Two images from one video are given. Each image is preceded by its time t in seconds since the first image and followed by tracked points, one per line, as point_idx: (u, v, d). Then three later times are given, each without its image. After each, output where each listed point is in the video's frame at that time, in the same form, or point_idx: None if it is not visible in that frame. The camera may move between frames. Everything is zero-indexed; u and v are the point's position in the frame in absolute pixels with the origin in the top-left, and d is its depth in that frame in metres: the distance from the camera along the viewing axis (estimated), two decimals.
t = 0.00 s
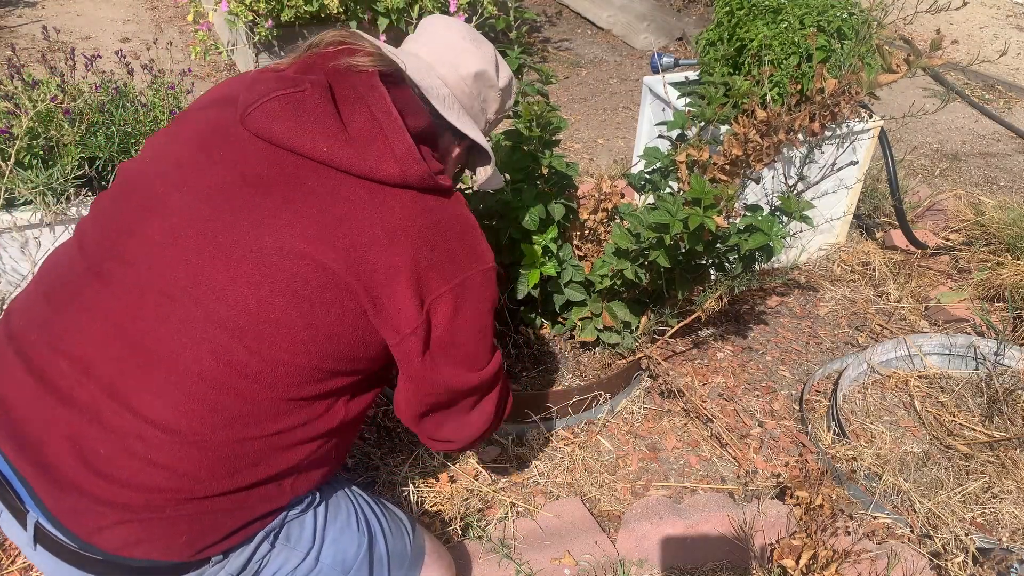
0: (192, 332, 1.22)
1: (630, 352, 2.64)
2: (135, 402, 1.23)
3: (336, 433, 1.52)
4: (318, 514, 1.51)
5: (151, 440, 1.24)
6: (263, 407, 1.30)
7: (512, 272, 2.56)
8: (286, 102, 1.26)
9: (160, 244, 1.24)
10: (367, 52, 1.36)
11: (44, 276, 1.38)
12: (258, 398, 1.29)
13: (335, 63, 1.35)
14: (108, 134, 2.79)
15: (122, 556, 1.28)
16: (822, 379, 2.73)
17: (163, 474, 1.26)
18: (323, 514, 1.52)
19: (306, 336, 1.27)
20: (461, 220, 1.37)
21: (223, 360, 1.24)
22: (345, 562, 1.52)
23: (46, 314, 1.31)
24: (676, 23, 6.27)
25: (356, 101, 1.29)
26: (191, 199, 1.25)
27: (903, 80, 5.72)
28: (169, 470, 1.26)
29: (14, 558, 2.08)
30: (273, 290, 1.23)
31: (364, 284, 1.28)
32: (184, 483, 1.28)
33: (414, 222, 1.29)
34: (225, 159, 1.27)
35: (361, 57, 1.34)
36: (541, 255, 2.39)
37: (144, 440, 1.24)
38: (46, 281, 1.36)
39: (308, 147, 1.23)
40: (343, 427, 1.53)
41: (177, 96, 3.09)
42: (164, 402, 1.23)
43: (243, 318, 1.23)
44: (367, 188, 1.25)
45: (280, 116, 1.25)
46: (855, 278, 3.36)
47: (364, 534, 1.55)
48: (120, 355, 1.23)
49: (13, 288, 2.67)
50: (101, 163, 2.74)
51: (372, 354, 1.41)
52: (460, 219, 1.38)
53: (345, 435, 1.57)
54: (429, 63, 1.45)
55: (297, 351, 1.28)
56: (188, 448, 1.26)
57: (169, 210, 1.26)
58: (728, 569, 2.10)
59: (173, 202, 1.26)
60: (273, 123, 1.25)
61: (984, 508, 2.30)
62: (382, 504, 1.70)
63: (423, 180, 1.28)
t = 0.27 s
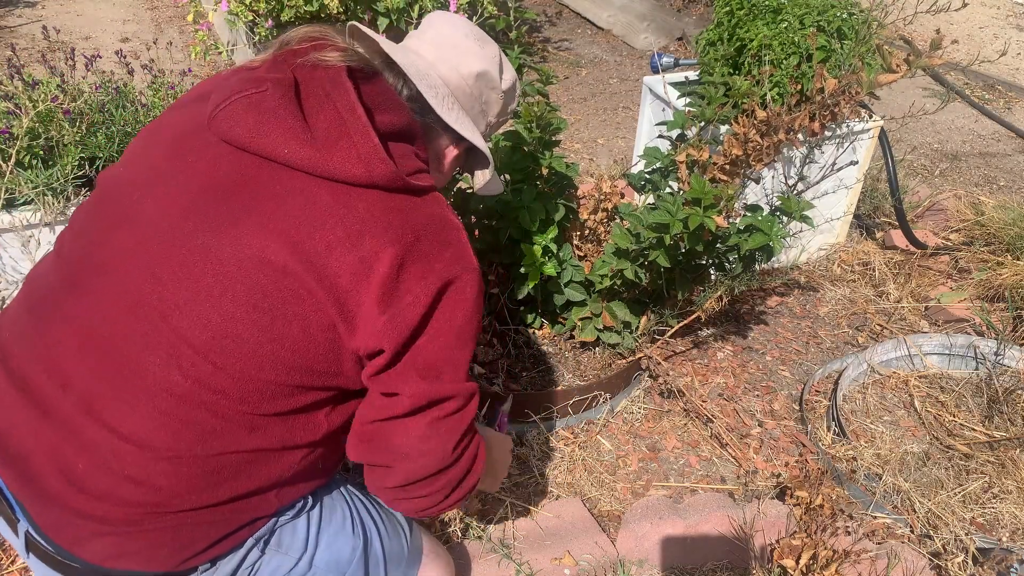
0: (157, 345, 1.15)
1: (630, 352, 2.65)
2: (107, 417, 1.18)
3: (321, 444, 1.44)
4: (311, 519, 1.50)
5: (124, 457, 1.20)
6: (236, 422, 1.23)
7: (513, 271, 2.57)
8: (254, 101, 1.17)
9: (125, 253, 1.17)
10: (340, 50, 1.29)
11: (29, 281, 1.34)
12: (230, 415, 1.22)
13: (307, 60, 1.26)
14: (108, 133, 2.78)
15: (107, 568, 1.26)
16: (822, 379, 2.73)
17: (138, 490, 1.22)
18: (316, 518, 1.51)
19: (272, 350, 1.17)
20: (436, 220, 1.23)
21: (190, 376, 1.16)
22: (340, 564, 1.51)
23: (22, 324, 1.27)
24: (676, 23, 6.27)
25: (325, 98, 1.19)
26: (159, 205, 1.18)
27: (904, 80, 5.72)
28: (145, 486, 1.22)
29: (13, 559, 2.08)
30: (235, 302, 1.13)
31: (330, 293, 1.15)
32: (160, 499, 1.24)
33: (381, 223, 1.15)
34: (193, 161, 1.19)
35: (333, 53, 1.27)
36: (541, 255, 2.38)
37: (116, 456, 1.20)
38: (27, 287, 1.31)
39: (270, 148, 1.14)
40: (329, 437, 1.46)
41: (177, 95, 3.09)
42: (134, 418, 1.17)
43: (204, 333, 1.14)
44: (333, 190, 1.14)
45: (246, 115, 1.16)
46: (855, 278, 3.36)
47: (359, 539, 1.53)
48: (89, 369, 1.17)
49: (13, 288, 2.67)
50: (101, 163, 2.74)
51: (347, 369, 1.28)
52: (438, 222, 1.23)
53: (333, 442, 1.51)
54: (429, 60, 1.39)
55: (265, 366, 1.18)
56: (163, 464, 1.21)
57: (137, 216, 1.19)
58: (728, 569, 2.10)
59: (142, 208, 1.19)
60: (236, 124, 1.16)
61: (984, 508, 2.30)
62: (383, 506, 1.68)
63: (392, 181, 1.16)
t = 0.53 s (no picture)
0: (145, 351, 1.14)
1: (630, 352, 2.65)
2: (99, 425, 1.17)
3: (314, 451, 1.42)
4: (311, 528, 1.52)
5: (115, 465, 1.19)
6: (227, 426, 1.22)
7: (514, 271, 2.58)
8: (238, 101, 1.17)
9: (115, 258, 1.16)
10: (327, 43, 1.27)
11: (23, 288, 1.34)
12: (218, 419, 1.20)
13: (293, 57, 1.25)
14: (108, 133, 2.78)
15: None
16: (822, 379, 2.73)
17: (130, 499, 1.21)
18: (316, 527, 1.52)
19: (256, 351, 1.15)
20: (417, 211, 1.19)
21: (177, 380, 1.15)
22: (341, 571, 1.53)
23: (16, 334, 1.26)
24: (676, 23, 6.27)
25: (308, 92, 1.18)
26: (148, 208, 1.17)
27: (904, 80, 5.72)
28: (137, 495, 1.21)
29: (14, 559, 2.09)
30: (220, 304, 1.12)
31: (313, 291, 1.13)
32: (153, 508, 1.23)
33: (359, 212, 1.12)
34: (180, 164, 1.19)
35: (320, 47, 1.26)
36: (540, 255, 2.37)
37: (108, 464, 1.19)
38: (23, 294, 1.31)
39: (253, 145, 1.13)
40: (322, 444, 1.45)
41: (177, 95, 3.09)
42: (125, 426, 1.17)
43: (190, 335, 1.13)
44: (314, 184, 1.12)
45: (230, 115, 1.16)
46: (855, 278, 3.35)
47: (359, 548, 1.53)
48: (80, 376, 1.17)
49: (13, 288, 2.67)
50: (100, 163, 2.74)
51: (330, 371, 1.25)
52: (421, 212, 1.20)
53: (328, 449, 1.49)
54: (424, 57, 1.37)
55: (250, 368, 1.17)
56: (155, 472, 1.20)
57: (126, 221, 1.18)
58: (727, 569, 2.10)
59: (131, 212, 1.19)
60: (222, 125, 1.16)
61: (984, 508, 2.30)
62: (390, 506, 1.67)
63: (373, 167, 1.13)
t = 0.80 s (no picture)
0: (139, 347, 1.14)
1: (630, 352, 2.65)
2: (96, 423, 1.18)
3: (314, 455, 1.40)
4: (312, 536, 1.49)
5: (111, 464, 1.19)
6: (221, 424, 1.20)
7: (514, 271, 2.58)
8: (232, 97, 1.18)
9: (112, 256, 1.17)
10: (323, 37, 1.26)
11: (26, 291, 1.34)
12: (212, 416, 1.19)
13: (289, 54, 1.26)
14: (108, 133, 2.78)
15: None
16: (822, 379, 2.73)
17: (127, 499, 1.21)
18: (316, 535, 1.49)
19: (247, 344, 1.14)
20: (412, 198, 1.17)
21: (169, 374, 1.14)
22: None
23: (17, 337, 1.27)
24: (676, 23, 6.27)
25: (300, 85, 1.18)
26: (144, 205, 1.17)
27: (904, 80, 5.72)
28: (134, 494, 1.21)
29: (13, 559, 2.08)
30: (210, 298, 1.11)
31: (304, 281, 1.11)
32: (149, 508, 1.22)
33: (347, 198, 1.10)
34: (177, 161, 1.19)
35: (317, 39, 1.26)
36: (540, 255, 2.36)
37: (104, 463, 1.19)
38: (25, 295, 1.32)
39: (246, 136, 1.14)
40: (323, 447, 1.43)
41: (177, 96, 3.09)
42: (120, 423, 1.17)
43: (181, 329, 1.12)
44: (304, 173, 1.12)
45: (224, 111, 1.16)
46: (855, 278, 3.36)
47: (361, 554, 1.51)
48: (77, 373, 1.18)
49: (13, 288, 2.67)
50: (100, 163, 2.74)
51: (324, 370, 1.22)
52: (415, 199, 1.17)
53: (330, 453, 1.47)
54: (425, 61, 1.36)
55: (242, 361, 1.15)
56: (151, 470, 1.20)
57: (124, 219, 1.19)
58: (728, 569, 2.10)
59: (128, 211, 1.19)
60: (217, 121, 1.17)
61: (984, 508, 2.30)
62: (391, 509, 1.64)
63: (360, 152, 1.12)
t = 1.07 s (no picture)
0: (146, 347, 1.14)
1: (630, 352, 2.65)
2: (102, 421, 1.18)
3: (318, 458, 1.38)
4: (314, 536, 1.49)
5: (117, 462, 1.19)
6: (227, 426, 1.20)
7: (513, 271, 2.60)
8: (243, 95, 1.18)
9: (120, 255, 1.17)
10: (335, 34, 1.25)
11: (34, 287, 1.35)
12: (218, 417, 1.19)
13: (299, 53, 1.26)
14: (108, 133, 2.78)
15: None
16: (822, 379, 2.73)
17: (131, 498, 1.21)
18: (318, 537, 1.49)
19: (254, 347, 1.13)
20: (423, 202, 1.16)
21: (176, 375, 1.14)
22: None
23: (23, 332, 1.27)
24: (676, 23, 6.27)
25: (312, 84, 1.18)
26: (153, 205, 1.17)
27: (904, 80, 5.72)
28: (139, 494, 1.21)
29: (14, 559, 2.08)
30: (218, 299, 1.11)
31: (312, 284, 1.10)
32: (154, 507, 1.22)
33: (357, 201, 1.10)
34: (186, 160, 1.19)
35: (327, 36, 1.25)
36: (540, 255, 2.36)
37: (110, 461, 1.19)
38: (33, 291, 1.32)
39: (256, 136, 1.14)
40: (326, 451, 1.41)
41: (177, 96, 3.09)
42: (127, 422, 1.17)
43: (189, 330, 1.12)
44: (315, 173, 1.12)
45: (234, 110, 1.16)
46: (855, 278, 3.35)
47: (363, 555, 1.51)
48: (85, 371, 1.18)
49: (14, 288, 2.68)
50: (100, 163, 2.74)
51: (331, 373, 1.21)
52: (425, 201, 1.17)
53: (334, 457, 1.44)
54: (433, 59, 1.35)
55: (249, 363, 1.15)
56: (156, 470, 1.20)
57: (132, 218, 1.19)
58: (727, 569, 2.10)
59: (137, 209, 1.19)
60: (227, 120, 1.17)
61: (984, 508, 2.30)
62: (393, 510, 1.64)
63: (370, 153, 1.12)
